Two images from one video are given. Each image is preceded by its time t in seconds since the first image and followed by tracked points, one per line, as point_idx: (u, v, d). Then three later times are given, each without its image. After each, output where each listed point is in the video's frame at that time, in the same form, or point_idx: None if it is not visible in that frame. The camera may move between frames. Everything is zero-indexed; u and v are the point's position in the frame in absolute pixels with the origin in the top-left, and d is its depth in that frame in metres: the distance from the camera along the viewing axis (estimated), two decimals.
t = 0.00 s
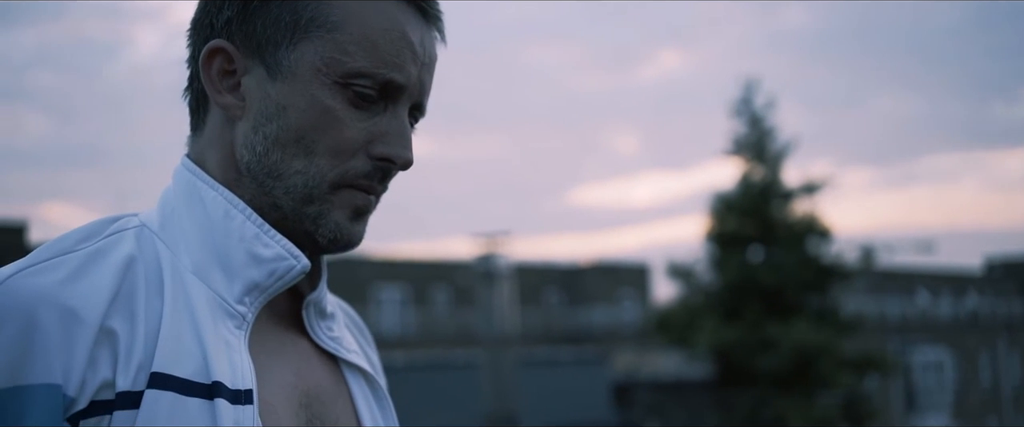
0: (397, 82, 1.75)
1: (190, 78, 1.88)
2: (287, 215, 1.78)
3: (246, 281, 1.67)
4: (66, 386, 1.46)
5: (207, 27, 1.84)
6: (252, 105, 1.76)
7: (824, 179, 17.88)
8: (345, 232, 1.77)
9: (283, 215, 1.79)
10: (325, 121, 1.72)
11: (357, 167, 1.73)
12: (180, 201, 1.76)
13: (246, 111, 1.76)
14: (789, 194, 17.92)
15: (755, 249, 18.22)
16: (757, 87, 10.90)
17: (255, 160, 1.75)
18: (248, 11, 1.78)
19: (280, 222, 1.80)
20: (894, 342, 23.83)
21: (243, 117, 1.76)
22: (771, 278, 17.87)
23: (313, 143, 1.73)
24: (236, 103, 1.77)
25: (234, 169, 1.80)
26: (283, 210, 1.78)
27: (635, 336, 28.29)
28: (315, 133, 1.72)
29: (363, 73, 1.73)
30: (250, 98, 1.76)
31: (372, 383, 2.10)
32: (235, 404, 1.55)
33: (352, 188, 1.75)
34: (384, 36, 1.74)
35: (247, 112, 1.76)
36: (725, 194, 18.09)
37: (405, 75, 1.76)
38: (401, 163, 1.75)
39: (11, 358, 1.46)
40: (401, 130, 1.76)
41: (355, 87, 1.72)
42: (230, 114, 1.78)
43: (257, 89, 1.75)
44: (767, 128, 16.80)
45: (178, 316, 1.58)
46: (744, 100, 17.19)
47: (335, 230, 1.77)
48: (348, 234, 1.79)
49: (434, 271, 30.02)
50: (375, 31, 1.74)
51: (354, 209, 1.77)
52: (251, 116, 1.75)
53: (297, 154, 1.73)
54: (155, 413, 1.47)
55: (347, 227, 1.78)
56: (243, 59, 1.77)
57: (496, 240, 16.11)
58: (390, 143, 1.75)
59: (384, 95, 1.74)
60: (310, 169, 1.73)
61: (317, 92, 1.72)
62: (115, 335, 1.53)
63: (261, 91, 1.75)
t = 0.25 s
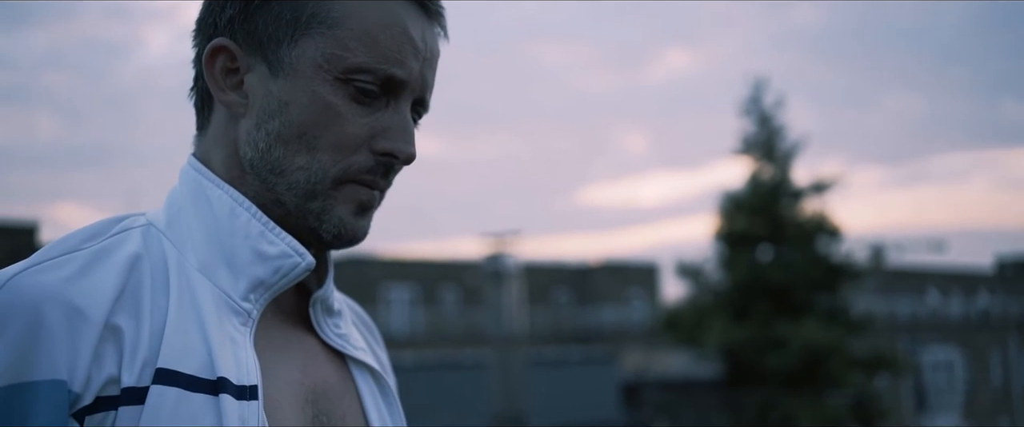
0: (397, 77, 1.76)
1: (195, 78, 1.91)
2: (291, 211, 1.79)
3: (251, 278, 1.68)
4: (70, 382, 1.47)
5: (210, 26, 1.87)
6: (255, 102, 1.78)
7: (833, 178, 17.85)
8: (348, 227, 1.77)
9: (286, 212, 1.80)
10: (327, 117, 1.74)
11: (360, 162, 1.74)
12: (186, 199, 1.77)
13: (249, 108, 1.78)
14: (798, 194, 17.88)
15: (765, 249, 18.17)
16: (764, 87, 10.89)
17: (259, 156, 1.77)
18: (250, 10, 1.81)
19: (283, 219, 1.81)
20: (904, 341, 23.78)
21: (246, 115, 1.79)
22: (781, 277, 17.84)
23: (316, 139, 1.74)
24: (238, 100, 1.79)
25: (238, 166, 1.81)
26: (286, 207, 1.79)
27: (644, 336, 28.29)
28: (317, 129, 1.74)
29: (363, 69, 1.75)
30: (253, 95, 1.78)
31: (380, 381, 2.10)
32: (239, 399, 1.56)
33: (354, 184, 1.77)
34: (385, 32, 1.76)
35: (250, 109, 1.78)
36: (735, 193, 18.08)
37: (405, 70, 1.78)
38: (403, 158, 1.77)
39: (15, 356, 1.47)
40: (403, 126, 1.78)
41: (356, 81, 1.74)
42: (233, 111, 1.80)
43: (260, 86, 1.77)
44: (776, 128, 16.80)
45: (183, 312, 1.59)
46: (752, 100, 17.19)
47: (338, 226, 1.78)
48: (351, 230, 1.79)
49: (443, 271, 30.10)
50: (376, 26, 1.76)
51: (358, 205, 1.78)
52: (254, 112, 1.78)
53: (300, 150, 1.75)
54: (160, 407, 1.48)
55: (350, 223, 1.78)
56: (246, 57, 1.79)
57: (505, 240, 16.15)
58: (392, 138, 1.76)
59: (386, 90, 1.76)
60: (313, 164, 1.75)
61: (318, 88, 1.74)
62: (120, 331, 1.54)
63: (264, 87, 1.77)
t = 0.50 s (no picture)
0: (400, 71, 1.77)
1: (199, 76, 1.92)
2: (295, 207, 1.79)
3: (255, 275, 1.69)
4: (73, 379, 1.47)
5: (213, 25, 1.87)
6: (258, 98, 1.78)
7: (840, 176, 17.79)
8: (352, 223, 1.78)
9: (291, 207, 1.80)
10: (330, 111, 1.74)
11: (364, 155, 1.74)
12: (191, 197, 1.78)
13: (252, 104, 1.79)
14: (805, 192, 17.83)
15: (771, 247, 18.17)
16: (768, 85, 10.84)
17: (263, 152, 1.77)
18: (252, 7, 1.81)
19: (288, 215, 1.82)
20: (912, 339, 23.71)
21: (250, 111, 1.79)
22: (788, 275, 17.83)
23: (319, 134, 1.74)
24: (242, 96, 1.80)
25: (243, 164, 1.82)
26: (291, 203, 1.79)
27: (651, 335, 28.26)
28: (320, 124, 1.74)
29: (366, 62, 1.75)
30: (256, 91, 1.78)
31: (386, 378, 2.10)
32: (244, 395, 1.57)
33: (358, 178, 1.77)
34: (386, 25, 1.76)
35: (254, 106, 1.79)
36: (741, 191, 18.06)
37: (407, 63, 1.78)
38: (408, 150, 1.77)
39: (19, 355, 1.47)
40: (406, 119, 1.78)
41: (358, 75, 1.74)
42: (237, 107, 1.80)
43: (263, 81, 1.78)
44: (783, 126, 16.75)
45: (187, 309, 1.60)
46: (758, 98, 17.16)
47: (343, 221, 1.78)
48: (356, 225, 1.80)
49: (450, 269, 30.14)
50: (377, 19, 1.76)
51: (363, 200, 1.78)
52: (257, 107, 1.78)
53: (304, 145, 1.75)
54: (165, 402, 1.48)
55: (354, 218, 1.79)
56: (248, 54, 1.79)
57: (511, 239, 16.18)
58: (395, 131, 1.76)
59: (389, 83, 1.76)
60: (317, 158, 1.75)
61: (320, 82, 1.74)
62: (124, 329, 1.54)
63: (267, 82, 1.77)
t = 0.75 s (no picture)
0: (402, 64, 1.76)
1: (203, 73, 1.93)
2: (299, 202, 1.79)
3: (260, 271, 1.69)
4: (76, 375, 1.47)
5: (216, 20, 1.87)
6: (261, 92, 1.78)
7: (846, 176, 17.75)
8: (356, 218, 1.78)
9: (296, 202, 1.80)
10: (333, 105, 1.74)
11: (368, 150, 1.74)
12: (195, 193, 1.78)
13: (256, 100, 1.79)
14: (811, 192, 17.78)
15: (777, 247, 18.17)
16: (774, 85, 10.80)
17: (267, 148, 1.77)
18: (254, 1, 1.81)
19: (292, 211, 1.82)
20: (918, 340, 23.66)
21: (253, 106, 1.79)
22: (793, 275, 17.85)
23: (323, 128, 1.74)
24: (245, 92, 1.80)
25: (248, 160, 1.82)
26: (295, 198, 1.79)
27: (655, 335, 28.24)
28: (324, 119, 1.74)
29: (368, 56, 1.75)
30: (259, 85, 1.78)
31: (391, 376, 2.10)
32: (249, 391, 1.57)
33: (362, 172, 1.77)
34: (388, 18, 1.76)
35: (256, 101, 1.79)
36: (747, 191, 18.06)
37: (410, 57, 1.78)
38: (411, 144, 1.77)
39: (22, 352, 1.47)
40: (410, 113, 1.78)
41: (361, 70, 1.74)
42: (240, 101, 1.80)
43: (266, 76, 1.78)
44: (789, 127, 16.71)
45: (192, 305, 1.60)
46: (764, 98, 17.12)
47: (347, 216, 1.78)
48: (360, 221, 1.80)
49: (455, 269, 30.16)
50: (379, 12, 1.76)
51: (367, 194, 1.78)
52: (260, 103, 1.78)
53: (307, 141, 1.75)
54: (168, 398, 1.48)
55: (358, 213, 1.79)
56: (252, 49, 1.79)
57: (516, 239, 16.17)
58: (399, 125, 1.76)
59: (392, 77, 1.76)
60: (321, 153, 1.75)
61: (323, 76, 1.74)
62: (128, 325, 1.54)
63: (270, 78, 1.77)
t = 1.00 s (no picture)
0: (401, 57, 1.76)
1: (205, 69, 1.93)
2: (301, 196, 1.79)
3: (263, 267, 1.69)
4: (76, 370, 1.46)
5: (217, 15, 1.88)
6: (261, 87, 1.78)
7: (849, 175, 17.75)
8: (358, 211, 1.77)
9: (298, 196, 1.79)
10: (332, 99, 1.74)
11: (369, 144, 1.74)
12: (197, 188, 1.78)
13: (256, 94, 1.79)
14: (814, 191, 17.77)
15: (780, 246, 18.21)
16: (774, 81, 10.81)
17: (268, 141, 1.77)
18: None
19: (294, 206, 1.81)
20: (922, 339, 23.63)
21: (253, 101, 1.79)
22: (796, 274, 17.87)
23: (323, 122, 1.74)
24: (245, 86, 1.80)
25: (250, 155, 1.82)
26: (296, 193, 1.79)
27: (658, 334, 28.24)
28: (323, 112, 1.74)
29: (367, 49, 1.74)
30: (259, 79, 1.78)
31: (396, 373, 2.10)
32: (251, 386, 1.56)
33: (363, 166, 1.76)
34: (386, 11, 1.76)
35: (257, 95, 1.79)
36: (750, 190, 18.10)
37: (410, 50, 1.77)
38: (412, 138, 1.76)
39: (22, 348, 1.47)
40: (410, 106, 1.77)
41: (360, 62, 1.74)
42: (240, 94, 1.80)
43: (266, 71, 1.78)
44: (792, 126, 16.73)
45: (193, 300, 1.59)
46: (767, 97, 17.15)
47: (349, 210, 1.77)
48: (362, 214, 1.79)
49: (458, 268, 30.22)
50: (378, 6, 1.76)
51: (369, 188, 1.78)
52: (260, 96, 1.78)
53: (307, 134, 1.75)
54: (169, 393, 1.48)
55: (359, 207, 1.78)
56: (252, 44, 1.79)
57: (519, 238, 16.22)
58: (399, 118, 1.76)
59: (393, 70, 1.76)
60: (321, 146, 1.74)
61: (323, 69, 1.74)
62: (128, 320, 1.54)
63: (270, 72, 1.77)
